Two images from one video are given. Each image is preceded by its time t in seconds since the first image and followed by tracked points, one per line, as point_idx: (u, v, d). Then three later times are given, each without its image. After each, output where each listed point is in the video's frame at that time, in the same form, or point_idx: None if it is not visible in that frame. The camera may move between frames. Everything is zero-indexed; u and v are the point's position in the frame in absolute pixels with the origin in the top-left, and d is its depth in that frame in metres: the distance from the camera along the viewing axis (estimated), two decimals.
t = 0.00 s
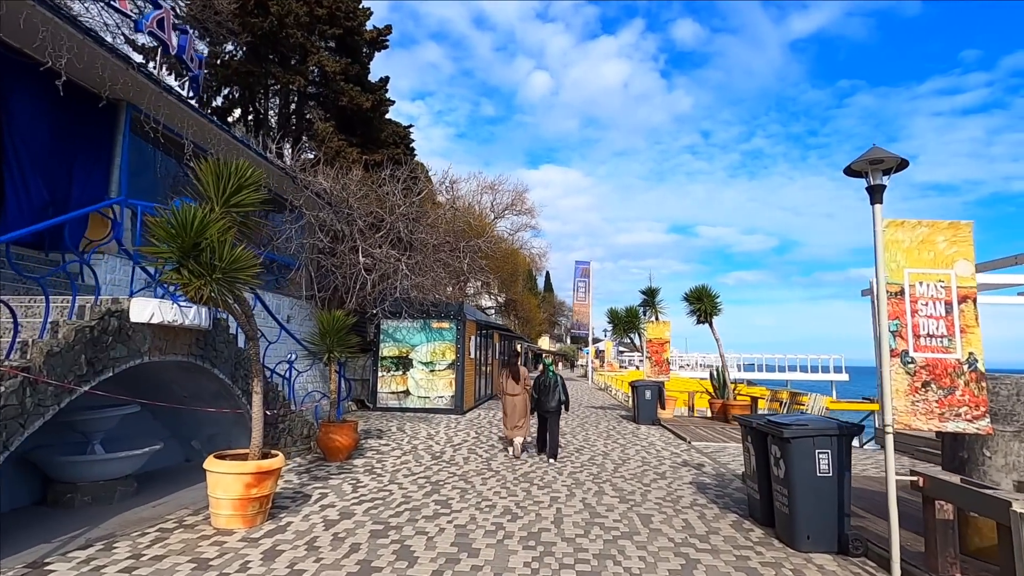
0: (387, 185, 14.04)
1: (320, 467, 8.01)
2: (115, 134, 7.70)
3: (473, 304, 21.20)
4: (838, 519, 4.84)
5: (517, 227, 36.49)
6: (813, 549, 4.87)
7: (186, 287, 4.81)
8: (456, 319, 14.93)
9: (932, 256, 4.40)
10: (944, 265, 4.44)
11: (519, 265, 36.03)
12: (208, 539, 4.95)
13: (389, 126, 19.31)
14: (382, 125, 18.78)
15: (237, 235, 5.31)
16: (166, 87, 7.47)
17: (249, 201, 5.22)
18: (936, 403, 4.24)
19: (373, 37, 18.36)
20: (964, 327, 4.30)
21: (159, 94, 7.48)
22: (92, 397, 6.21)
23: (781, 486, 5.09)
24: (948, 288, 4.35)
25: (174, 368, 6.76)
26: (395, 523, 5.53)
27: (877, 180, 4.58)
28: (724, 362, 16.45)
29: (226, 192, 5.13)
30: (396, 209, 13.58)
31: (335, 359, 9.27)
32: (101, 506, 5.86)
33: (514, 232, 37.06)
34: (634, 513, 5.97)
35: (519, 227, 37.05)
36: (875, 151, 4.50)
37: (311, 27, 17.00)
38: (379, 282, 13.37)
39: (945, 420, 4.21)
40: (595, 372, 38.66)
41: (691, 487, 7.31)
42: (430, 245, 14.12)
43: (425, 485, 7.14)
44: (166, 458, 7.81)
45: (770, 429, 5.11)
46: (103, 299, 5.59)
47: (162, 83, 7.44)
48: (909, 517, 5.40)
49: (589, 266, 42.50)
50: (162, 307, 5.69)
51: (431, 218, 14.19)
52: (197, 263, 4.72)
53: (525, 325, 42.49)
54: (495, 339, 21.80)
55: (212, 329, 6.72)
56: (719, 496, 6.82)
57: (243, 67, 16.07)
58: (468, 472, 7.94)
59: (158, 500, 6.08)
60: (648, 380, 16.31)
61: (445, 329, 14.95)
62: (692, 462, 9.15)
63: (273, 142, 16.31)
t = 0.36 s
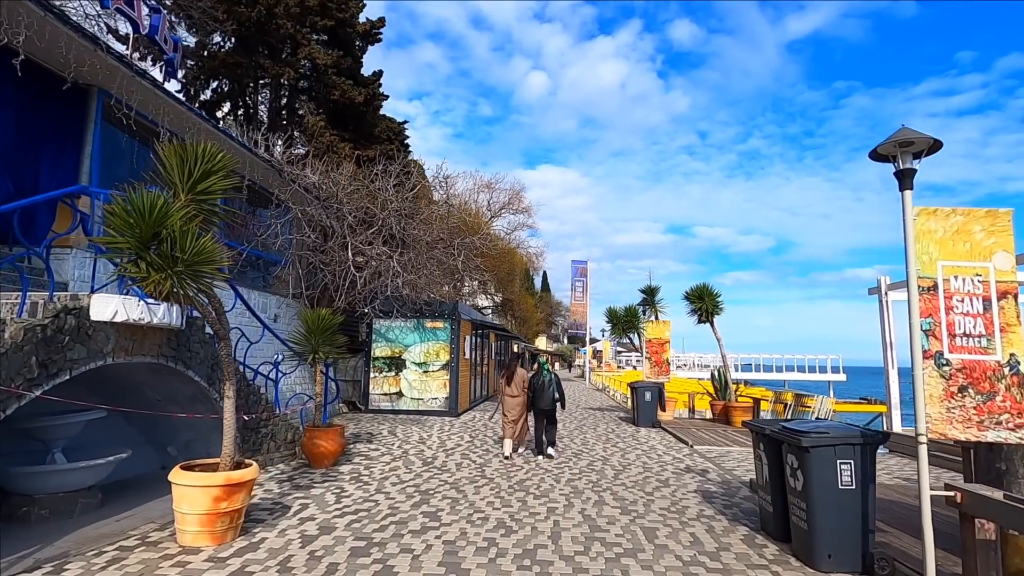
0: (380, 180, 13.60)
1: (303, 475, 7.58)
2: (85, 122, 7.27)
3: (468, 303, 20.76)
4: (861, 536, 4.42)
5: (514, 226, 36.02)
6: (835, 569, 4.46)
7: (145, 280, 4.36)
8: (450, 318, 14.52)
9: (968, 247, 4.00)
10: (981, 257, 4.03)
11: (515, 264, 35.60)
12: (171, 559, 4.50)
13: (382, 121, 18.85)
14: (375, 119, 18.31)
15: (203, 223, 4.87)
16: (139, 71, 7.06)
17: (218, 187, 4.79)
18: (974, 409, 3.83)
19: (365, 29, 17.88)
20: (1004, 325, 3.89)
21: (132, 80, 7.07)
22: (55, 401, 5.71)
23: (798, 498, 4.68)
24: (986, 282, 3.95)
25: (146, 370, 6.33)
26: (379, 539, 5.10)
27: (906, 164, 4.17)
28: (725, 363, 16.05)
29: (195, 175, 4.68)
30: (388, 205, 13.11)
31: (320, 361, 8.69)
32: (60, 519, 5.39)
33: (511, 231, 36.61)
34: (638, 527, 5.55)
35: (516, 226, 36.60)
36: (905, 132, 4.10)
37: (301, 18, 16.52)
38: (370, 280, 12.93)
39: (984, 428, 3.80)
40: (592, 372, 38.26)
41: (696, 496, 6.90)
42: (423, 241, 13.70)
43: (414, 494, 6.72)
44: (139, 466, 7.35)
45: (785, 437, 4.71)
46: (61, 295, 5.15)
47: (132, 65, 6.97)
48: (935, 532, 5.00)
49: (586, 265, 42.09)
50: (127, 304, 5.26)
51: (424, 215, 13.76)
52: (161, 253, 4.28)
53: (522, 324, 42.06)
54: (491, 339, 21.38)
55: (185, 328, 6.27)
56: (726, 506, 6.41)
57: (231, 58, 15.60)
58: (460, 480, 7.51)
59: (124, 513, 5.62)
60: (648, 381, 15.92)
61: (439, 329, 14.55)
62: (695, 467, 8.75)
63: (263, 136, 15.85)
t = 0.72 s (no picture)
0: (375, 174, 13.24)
1: (293, 479, 7.23)
2: (63, 109, 6.82)
3: (466, 302, 20.42)
4: (891, 547, 4.09)
5: (512, 225, 35.66)
6: None
7: (112, 270, 4.00)
8: (447, 317, 14.21)
9: (1011, 233, 3.66)
10: None
11: (514, 264, 35.24)
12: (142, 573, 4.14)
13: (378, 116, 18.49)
14: (371, 115, 17.95)
15: (178, 210, 4.52)
16: (121, 55, 6.67)
17: (194, 172, 4.42)
18: (1018, 410, 3.51)
19: (361, 22, 17.50)
20: None
21: (114, 65, 6.69)
22: (20, 403, 5.28)
23: (821, 507, 4.34)
24: None
25: (123, 369, 5.98)
26: (369, 549, 4.74)
27: (941, 143, 3.83)
28: (728, 362, 15.75)
29: (171, 158, 4.34)
30: (383, 200, 12.75)
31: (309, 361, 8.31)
32: (28, 528, 5.03)
33: (510, 230, 36.26)
34: (646, 536, 5.21)
35: (514, 225, 36.25)
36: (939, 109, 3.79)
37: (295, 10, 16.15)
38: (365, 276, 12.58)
39: None
40: (591, 372, 38.01)
41: (704, 501, 6.57)
42: (420, 238, 13.37)
43: (408, 500, 6.37)
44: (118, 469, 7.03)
45: (806, 440, 4.39)
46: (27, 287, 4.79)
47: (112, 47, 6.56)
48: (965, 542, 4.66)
49: (585, 265, 41.74)
50: (100, 298, 4.93)
51: (420, 210, 13.41)
52: (130, 240, 3.91)
53: (520, 324, 41.76)
54: (489, 339, 21.04)
55: (164, 324, 5.91)
56: (737, 512, 6.07)
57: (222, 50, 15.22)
58: (457, 484, 7.18)
59: (95, 523, 5.25)
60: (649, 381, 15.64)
61: (435, 328, 14.24)
62: (701, 470, 8.42)
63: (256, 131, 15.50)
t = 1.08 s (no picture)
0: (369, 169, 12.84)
1: (277, 489, 6.84)
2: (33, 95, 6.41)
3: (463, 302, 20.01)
4: (926, 572, 3.72)
5: (509, 225, 35.23)
6: None
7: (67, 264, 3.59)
8: (442, 317, 13.83)
9: None
10: None
11: (512, 264, 34.86)
12: None
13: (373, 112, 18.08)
14: (366, 109, 17.54)
15: (143, 199, 4.12)
16: (95, 38, 6.25)
17: (162, 157, 4.03)
18: None
19: (356, 15, 17.09)
20: None
21: (86, 48, 6.28)
22: None
23: (847, 526, 3.98)
24: None
25: (92, 372, 5.58)
26: (353, 570, 4.35)
27: (984, 128, 3.63)
28: (730, 364, 15.42)
29: (135, 140, 3.95)
30: (377, 196, 12.34)
31: (295, 363, 7.90)
32: None
33: (507, 229, 35.88)
34: (654, 554, 4.83)
35: (511, 224, 35.85)
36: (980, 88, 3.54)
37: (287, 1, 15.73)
38: (357, 275, 12.15)
39: None
40: (588, 372, 37.70)
41: (713, 513, 6.19)
42: (414, 235, 12.92)
43: (398, 513, 5.98)
44: (93, 478, 6.66)
45: (829, 452, 4.06)
46: None
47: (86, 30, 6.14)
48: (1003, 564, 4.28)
49: (583, 265, 41.40)
50: (64, 297, 4.54)
51: (415, 207, 13.00)
52: (84, 231, 3.52)
53: (517, 324, 41.43)
54: (486, 339, 20.65)
55: (136, 324, 5.51)
56: (749, 526, 5.70)
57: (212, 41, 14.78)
58: (451, 494, 6.79)
59: (54, 540, 4.84)
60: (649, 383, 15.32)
61: (430, 328, 13.84)
62: (707, 478, 8.06)
63: (246, 125, 15.09)
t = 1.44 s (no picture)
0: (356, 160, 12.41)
1: (252, 493, 6.43)
2: None
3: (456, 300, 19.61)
4: None
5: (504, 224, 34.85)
6: None
7: None
8: (433, 314, 13.44)
9: None
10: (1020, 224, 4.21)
11: (507, 262, 34.47)
12: None
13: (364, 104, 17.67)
14: (356, 102, 17.11)
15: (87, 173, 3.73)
16: (57, 12, 5.78)
17: (107, 128, 3.63)
18: None
19: (346, 5, 16.68)
20: None
21: (50, 23, 5.85)
22: None
23: (864, 535, 3.61)
24: None
25: (47, 367, 5.20)
26: None
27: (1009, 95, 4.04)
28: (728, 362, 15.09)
29: (75, 108, 3.55)
30: (365, 188, 11.93)
31: (273, 360, 7.43)
32: None
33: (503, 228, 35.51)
34: (651, 565, 4.46)
35: (507, 223, 35.47)
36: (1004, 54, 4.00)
37: None
38: (344, 269, 11.73)
39: None
40: (584, 372, 37.40)
41: (714, 519, 5.82)
42: (404, 230, 12.51)
43: (378, 519, 5.59)
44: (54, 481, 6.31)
45: (846, 454, 3.70)
46: None
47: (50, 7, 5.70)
48: None
49: (579, 264, 41.05)
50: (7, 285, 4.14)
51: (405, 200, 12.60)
52: (10, 207, 3.12)
53: (513, 324, 41.06)
54: (480, 338, 20.26)
55: (94, 316, 5.11)
56: (753, 533, 5.34)
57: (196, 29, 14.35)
58: (436, 498, 6.41)
59: None
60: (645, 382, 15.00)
61: (421, 325, 13.44)
62: (706, 481, 7.70)
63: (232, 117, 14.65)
